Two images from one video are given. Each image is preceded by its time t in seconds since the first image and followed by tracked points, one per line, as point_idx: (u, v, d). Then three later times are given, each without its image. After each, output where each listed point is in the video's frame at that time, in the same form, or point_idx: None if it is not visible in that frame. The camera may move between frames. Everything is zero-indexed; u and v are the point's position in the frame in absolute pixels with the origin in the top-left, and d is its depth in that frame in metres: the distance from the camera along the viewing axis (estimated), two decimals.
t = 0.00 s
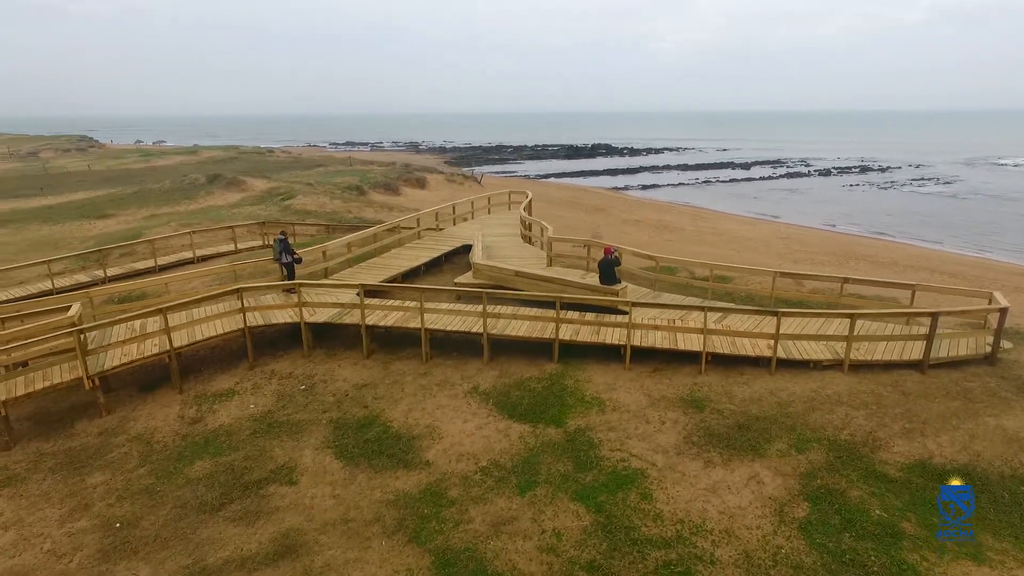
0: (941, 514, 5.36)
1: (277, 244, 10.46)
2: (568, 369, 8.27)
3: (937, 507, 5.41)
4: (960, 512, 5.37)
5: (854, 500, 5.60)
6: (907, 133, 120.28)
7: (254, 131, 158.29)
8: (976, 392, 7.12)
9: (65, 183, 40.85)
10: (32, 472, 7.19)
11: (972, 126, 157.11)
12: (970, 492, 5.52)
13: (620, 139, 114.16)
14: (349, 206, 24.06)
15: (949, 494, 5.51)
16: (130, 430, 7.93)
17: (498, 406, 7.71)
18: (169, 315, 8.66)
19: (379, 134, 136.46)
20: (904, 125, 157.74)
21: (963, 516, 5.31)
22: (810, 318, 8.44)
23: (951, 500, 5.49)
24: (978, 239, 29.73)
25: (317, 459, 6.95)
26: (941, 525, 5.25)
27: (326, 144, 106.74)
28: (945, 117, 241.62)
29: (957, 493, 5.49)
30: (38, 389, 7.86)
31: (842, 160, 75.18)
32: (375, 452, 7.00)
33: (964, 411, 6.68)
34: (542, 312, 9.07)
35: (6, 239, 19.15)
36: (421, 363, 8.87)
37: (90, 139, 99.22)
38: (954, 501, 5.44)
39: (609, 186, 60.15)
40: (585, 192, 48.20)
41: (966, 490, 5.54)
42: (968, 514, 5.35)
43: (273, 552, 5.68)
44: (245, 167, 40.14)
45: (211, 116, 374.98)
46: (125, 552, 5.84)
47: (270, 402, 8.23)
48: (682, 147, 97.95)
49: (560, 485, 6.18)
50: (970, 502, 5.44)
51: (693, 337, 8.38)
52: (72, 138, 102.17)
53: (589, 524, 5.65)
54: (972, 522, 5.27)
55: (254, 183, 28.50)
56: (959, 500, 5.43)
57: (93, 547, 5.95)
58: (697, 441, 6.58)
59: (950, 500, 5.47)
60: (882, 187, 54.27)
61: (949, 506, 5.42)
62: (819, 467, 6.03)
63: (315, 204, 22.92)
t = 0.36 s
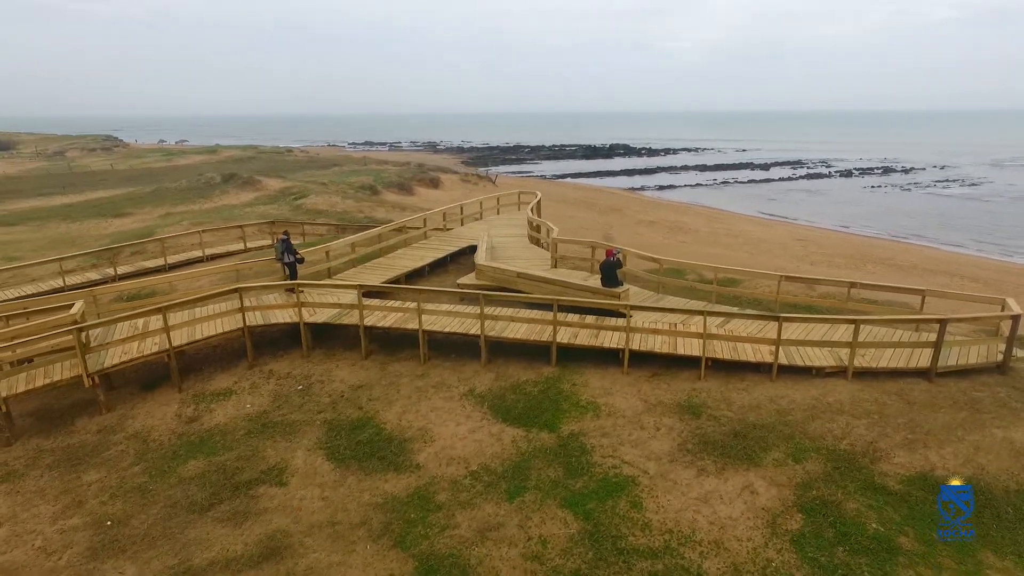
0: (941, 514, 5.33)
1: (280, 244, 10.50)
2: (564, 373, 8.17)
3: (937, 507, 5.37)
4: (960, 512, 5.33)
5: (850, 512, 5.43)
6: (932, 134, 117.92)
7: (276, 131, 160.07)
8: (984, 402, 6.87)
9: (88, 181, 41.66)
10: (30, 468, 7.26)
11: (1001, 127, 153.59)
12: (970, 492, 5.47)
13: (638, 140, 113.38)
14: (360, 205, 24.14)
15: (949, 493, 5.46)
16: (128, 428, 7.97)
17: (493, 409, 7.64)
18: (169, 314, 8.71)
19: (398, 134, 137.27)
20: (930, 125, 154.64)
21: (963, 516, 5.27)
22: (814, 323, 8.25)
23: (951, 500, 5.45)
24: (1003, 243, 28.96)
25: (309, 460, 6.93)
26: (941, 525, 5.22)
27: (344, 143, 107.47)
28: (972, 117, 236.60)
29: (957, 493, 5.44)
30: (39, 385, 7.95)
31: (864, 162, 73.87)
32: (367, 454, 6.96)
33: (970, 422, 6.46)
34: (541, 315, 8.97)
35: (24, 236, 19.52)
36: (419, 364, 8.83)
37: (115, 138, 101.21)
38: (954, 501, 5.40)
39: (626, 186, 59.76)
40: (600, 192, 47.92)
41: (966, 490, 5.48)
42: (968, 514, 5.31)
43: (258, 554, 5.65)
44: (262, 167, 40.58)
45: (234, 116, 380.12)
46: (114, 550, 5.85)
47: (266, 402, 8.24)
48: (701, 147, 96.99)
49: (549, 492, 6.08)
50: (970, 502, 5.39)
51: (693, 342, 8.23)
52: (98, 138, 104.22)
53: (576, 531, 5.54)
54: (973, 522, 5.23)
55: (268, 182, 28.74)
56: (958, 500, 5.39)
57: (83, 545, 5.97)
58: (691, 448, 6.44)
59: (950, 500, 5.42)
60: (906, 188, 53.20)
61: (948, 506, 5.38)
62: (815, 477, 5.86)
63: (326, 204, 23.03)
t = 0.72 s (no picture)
0: (940, 514, 5.27)
1: (279, 243, 10.51)
2: (558, 377, 8.05)
3: (936, 507, 5.31)
4: (960, 512, 5.27)
5: (841, 525, 5.25)
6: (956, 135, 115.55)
7: (296, 131, 161.54)
8: (990, 413, 6.63)
9: (109, 180, 42.39)
10: (24, 465, 7.32)
11: None
12: (971, 492, 5.40)
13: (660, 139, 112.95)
14: (370, 205, 24.18)
15: (949, 493, 5.40)
16: (122, 426, 8.01)
17: (484, 413, 7.55)
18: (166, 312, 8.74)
19: (415, 135, 137.67)
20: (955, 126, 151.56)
21: (963, 516, 5.21)
22: (815, 328, 8.03)
23: (950, 500, 5.38)
24: None
25: (296, 461, 6.90)
26: (940, 525, 5.17)
27: (365, 143, 108.33)
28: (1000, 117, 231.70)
29: (957, 493, 5.38)
30: (36, 382, 8.01)
31: (886, 163, 72.55)
32: (354, 456, 6.91)
33: (973, 432, 6.23)
34: (537, 317, 8.86)
35: (40, 234, 19.84)
36: (413, 366, 8.77)
37: (139, 138, 102.95)
38: (954, 501, 5.34)
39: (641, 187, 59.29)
40: (614, 193, 47.60)
41: (966, 490, 5.41)
42: (968, 514, 5.24)
43: (238, 557, 5.62)
44: (277, 166, 40.96)
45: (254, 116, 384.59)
46: (98, 550, 5.85)
47: (259, 401, 8.23)
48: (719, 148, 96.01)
49: (534, 498, 5.98)
50: (970, 502, 5.32)
51: (690, 347, 8.06)
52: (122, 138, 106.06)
53: (558, 540, 5.44)
54: (973, 522, 5.17)
55: (281, 182, 28.94)
56: (958, 500, 5.32)
57: (69, 543, 5.99)
58: (681, 456, 6.29)
59: (950, 500, 5.36)
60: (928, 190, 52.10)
61: (948, 506, 5.32)
62: (807, 488, 5.69)
63: (336, 203, 23.09)
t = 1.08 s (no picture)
0: (940, 514, 5.19)
1: (273, 243, 10.52)
2: (545, 380, 7.94)
3: (936, 507, 5.22)
4: (960, 512, 5.17)
5: (821, 538, 5.09)
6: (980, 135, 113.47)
7: (312, 131, 162.78)
8: (985, 423, 6.41)
9: (126, 179, 43.08)
10: (11, 463, 7.37)
11: None
12: (970, 493, 5.30)
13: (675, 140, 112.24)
14: (377, 204, 24.23)
15: (949, 493, 5.30)
16: (110, 425, 8.04)
17: (468, 416, 7.46)
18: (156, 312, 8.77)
19: (431, 135, 138.20)
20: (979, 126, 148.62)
21: (963, 516, 5.12)
22: (808, 334, 7.86)
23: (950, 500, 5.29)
24: None
25: (276, 463, 6.87)
26: (939, 525, 5.09)
27: (380, 142, 108.89)
28: None
29: (957, 493, 5.29)
30: (26, 381, 8.07)
31: (906, 163, 71.30)
32: (334, 459, 6.86)
33: (965, 443, 6.02)
34: (526, 320, 8.76)
35: (51, 232, 20.10)
36: (401, 368, 8.71)
37: (158, 138, 104.40)
38: (954, 501, 5.24)
39: (655, 187, 58.91)
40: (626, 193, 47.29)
41: (966, 490, 5.33)
42: (968, 514, 5.15)
43: (209, 559, 5.59)
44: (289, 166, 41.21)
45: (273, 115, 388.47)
46: (73, 549, 5.85)
47: (246, 402, 8.23)
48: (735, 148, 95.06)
49: (510, 505, 5.88)
50: (970, 502, 5.23)
51: (679, 351, 7.91)
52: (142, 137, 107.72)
53: (530, 547, 5.34)
54: (973, 522, 5.08)
55: (291, 181, 29.13)
56: (958, 500, 5.23)
57: (45, 542, 5.99)
58: (662, 464, 6.15)
59: (949, 500, 5.27)
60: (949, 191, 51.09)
61: (948, 506, 5.23)
62: (788, 499, 5.53)
63: (343, 203, 23.14)
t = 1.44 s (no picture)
0: (940, 514, 5.12)
1: (264, 244, 10.52)
2: (527, 384, 7.84)
3: (936, 507, 5.15)
4: (960, 512, 5.10)
5: (794, 550, 4.95)
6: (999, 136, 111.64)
7: (326, 130, 163.97)
8: (974, 434, 6.22)
9: (139, 178, 43.60)
10: None
11: None
12: (971, 492, 5.23)
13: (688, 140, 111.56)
14: (380, 204, 24.26)
15: (949, 493, 5.22)
16: (94, 425, 8.06)
17: (448, 420, 7.39)
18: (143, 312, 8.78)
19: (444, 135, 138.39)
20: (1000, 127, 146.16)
21: (963, 516, 5.05)
22: (796, 340, 7.69)
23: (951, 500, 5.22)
24: None
25: (253, 466, 6.84)
26: (940, 525, 5.02)
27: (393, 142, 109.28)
28: None
29: (957, 493, 5.21)
30: (12, 379, 8.10)
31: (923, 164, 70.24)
32: (310, 462, 6.82)
33: (951, 454, 5.85)
34: (511, 323, 8.67)
35: (58, 231, 20.33)
36: (386, 370, 8.66)
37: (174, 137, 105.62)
38: (954, 501, 5.17)
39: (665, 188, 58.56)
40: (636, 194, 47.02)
41: (966, 490, 5.25)
42: (968, 514, 5.09)
43: (177, 562, 5.56)
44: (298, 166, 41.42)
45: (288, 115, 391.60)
46: (45, 550, 5.85)
47: (229, 402, 8.22)
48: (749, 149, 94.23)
49: (481, 511, 5.80)
50: (970, 502, 5.16)
51: (663, 356, 7.78)
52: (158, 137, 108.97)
53: (498, 555, 5.26)
54: (973, 522, 5.02)
55: (297, 181, 29.28)
56: (959, 500, 5.15)
57: (19, 542, 6.00)
58: (637, 472, 6.04)
59: (949, 500, 5.19)
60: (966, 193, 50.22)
61: (948, 506, 5.15)
62: (763, 510, 5.40)
63: (346, 203, 23.19)
